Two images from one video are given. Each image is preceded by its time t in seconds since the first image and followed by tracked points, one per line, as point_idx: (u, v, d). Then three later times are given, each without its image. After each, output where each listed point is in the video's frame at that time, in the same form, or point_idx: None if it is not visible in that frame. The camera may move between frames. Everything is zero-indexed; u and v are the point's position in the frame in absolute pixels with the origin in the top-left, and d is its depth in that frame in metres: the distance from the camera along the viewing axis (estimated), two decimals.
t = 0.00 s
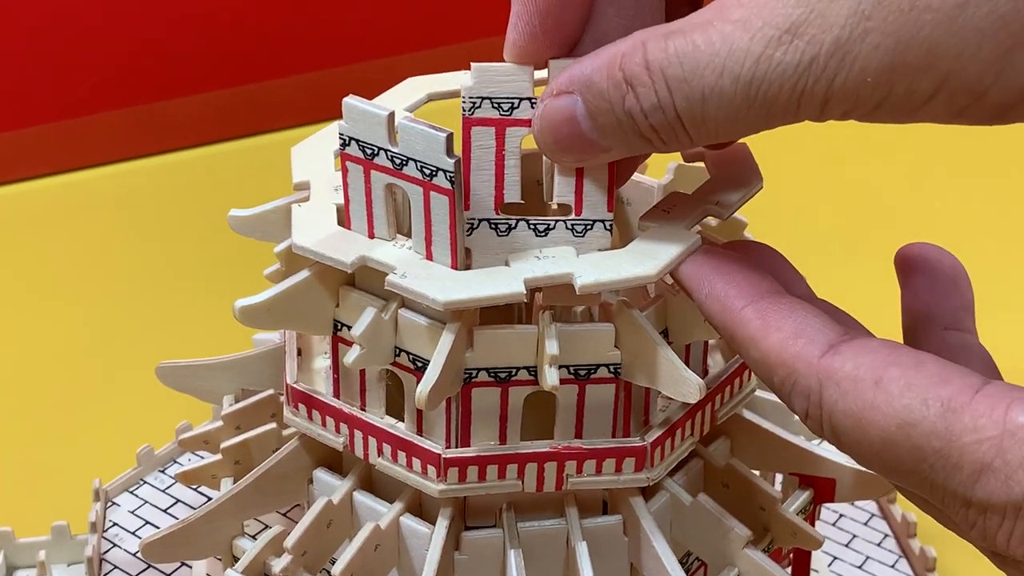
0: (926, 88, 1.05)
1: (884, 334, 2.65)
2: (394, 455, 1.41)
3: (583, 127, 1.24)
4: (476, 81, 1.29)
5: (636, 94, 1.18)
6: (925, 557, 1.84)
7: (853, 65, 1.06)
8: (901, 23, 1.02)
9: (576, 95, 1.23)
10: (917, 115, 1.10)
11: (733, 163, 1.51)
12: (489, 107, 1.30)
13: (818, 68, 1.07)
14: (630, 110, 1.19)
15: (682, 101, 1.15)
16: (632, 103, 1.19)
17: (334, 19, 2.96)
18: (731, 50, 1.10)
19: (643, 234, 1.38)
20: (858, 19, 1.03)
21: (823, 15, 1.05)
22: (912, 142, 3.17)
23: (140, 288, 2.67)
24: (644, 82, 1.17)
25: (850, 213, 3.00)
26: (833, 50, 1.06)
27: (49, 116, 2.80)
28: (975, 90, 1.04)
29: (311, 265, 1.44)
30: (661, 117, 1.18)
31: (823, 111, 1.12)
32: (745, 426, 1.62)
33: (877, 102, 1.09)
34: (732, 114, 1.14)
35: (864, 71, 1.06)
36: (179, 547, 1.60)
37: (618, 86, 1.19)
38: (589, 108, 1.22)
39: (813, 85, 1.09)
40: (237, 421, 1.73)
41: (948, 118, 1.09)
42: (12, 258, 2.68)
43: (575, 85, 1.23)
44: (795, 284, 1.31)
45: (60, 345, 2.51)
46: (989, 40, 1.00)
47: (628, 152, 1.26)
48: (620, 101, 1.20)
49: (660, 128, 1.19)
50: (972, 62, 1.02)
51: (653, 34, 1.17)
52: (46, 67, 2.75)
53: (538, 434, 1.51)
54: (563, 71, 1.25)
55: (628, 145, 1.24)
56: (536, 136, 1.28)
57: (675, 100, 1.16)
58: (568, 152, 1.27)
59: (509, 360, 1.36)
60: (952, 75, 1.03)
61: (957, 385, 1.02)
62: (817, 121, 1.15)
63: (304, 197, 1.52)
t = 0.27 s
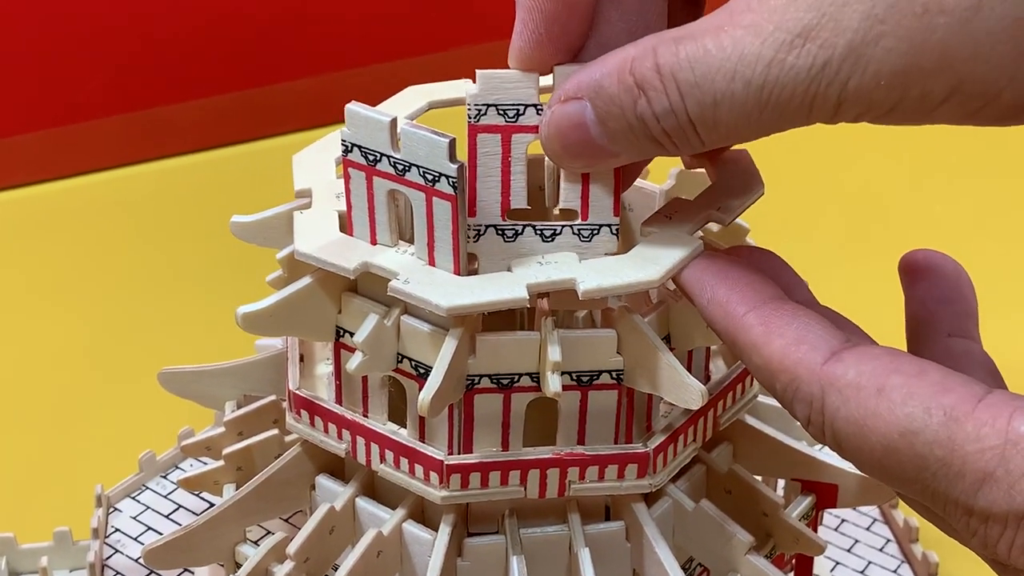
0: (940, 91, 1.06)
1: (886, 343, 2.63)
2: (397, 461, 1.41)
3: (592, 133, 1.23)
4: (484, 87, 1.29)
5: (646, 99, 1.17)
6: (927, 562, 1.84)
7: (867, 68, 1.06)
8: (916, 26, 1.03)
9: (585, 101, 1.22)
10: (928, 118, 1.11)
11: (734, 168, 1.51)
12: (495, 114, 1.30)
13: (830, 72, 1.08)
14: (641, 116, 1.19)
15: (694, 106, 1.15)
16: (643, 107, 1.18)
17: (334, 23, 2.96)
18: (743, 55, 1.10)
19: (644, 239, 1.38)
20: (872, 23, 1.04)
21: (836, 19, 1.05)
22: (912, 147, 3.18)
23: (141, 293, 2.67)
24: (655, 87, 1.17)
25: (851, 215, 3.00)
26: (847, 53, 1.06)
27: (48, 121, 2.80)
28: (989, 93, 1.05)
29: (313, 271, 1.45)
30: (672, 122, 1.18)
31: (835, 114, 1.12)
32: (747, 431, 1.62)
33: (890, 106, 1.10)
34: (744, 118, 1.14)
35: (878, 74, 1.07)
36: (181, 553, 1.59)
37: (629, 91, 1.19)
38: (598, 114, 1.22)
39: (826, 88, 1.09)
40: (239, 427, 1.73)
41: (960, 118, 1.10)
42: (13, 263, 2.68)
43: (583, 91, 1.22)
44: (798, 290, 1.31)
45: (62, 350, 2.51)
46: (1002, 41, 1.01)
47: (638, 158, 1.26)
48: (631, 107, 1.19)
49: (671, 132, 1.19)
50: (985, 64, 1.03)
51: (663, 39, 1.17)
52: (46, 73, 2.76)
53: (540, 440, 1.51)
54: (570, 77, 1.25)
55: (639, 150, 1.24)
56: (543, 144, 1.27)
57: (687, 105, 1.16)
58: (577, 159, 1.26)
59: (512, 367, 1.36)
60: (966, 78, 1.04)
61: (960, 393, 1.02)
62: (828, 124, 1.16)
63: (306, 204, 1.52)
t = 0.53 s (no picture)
0: (948, 65, 1.07)
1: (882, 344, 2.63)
2: (397, 466, 1.42)
3: (596, 129, 1.23)
4: (487, 92, 1.29)
5: (651, 87, 1.18)
6: (926, 566, 1.85)
7: (870, 46, 1.07)
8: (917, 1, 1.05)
9: (589, 97, 1.23)
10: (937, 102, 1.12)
11: (731, 174, 1.51)
12: (497, 120, 1.30)
13: (832, 51, 1.08)
14: (646, 104, 1.19)
15: (697, 92, 1.15)
16: (647, 96, 1.18)
17: (333, 25, 2.97)
18: (744, 39, 1.11)
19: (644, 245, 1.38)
20: None
21: None
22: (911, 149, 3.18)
23: (141, 296, 2.67)
24: (660, 75, 1.17)
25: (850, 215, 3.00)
26: (849, 32, 1.07)
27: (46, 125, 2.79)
28: (998, 65, 1.07)
29: (312, 276, 1.45)
30: (676, 108, 1.17)
31: (840, 98, 1.12)
32: (745, 436, 1.62)
33: (896, 87, 1.11)
34: (747, 103, 1.14)
35: (882, 52, 1.08)
36: (181, 558, 1.59)
37: (633, 81, 1.19)
38: (603, 107, 1.22)
39: (828, 69, 1.09)
40: (239, 431, 1.73)
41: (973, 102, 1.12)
42: (12, 266, 2.68)
43: (588, 87, 1.23)
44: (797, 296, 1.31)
45: (61, 353, 2.51)
46: (1008, 14, 1.04)
47: (642, 155, 1.25)
48: (636, 96, 1.19)
49: (676, 121, 1.19)
50: (992, 36, 1.05)
51: (666, 30, 1.18)
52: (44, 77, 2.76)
53: (539, 445, 1.51)
54: (574, 77, 1.25)
55: (643, 145, 1.23)
56: (548, 146, 1.26)
57: (690, 91, 1.16)
58: (582, 158, 1.25)
59: (511, 372, 1.36)
60: (974, 52, 1.06)
61: (960, 400, 1.03)
62: (834, 113, 1.16)
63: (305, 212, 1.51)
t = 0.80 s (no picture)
0: (938, 36, 1.06)
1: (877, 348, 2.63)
2: (392, 468, 1.42)
3: (594, 121, 1.24)
4: (488, 91, 1.30)
5: (646, 73, 1.19)
6: (921, 568, 1.84)
7: (860, 17, 1.07)
8: None
9: (586, 90, 1.24)
10: (926, 79, 1.11)
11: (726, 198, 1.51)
12: (496, 119, 1.31)
13: (822, 26, 1.08)
14: (640, 89, 1.20)
15: (690, 75, 1.16)
16: (642, 82, 1.19)
17: (332, 28, 2.96)
18: (735, 20, 1.12)
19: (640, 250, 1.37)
20: None
21: None
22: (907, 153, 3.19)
23: (138, 300, 2.67)
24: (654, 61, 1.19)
25: (846, 218, 3.00)
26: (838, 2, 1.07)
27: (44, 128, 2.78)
28: (987, 37, 1.05)
29: (309, 277, 1.45)
30: (670, 92, 1.18)
31: (831, 77, 1.12)
32: (740, 437, 1.63)
33: (886, 63, 1.10)
34: (739, 84, 1.14)
35: (872, 23, 1.07)
36: (176, 561, 1.59)
37: (629, 69, 1.20)
38: (600, 98, 1.23)
39: (820, 42, 1.09)
40: (235, 433, 1.73)
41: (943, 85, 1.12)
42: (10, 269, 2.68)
43: (586, 81, 1.25)
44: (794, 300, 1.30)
45: (58, 356, 2.50)
46: None
47: (639, 147, 1.25)
48: (631, 83, 1.21)
49: (671, 105, 1.19)
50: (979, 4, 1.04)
51: (661, 20, 1.20)
52: (45, 79, 2.74)
53: (534, 447, 1.51)
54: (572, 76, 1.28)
55: (640, 134, 1.24)
56: (545, 143, 1.28)
57: (683, 73, 1.17)
58: (578, 152, 1.26)
59: (507, 373, 1.36)
60: (963, 20, 1.05)
61: (950, 406, 1.03)
62: (830, 94, 1.15)
63: (302, 218, 1.51)
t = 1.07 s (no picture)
0: (943, 51, 1.06)
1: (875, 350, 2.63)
2: (390, 470, 1.41)
3: (591, 131, 1.22)
4: (477, 97, 1.28)
5: (644, 87, 1.16)
6: (920, 568, 1.84)
7: (863, 33, 1.06)
8: None
9: (581, 100, 1.22)
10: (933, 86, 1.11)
11: (728, 173, 1.51)
12: (489, 125, 1.29)
13: (825, 42, 1.07)
14: (638, 104, 1.18)
15: (690, 90, 1.14)
16: (641, 97, 1.17)
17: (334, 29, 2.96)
18: (734, 37, 1.10)
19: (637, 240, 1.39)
20: None
21: None
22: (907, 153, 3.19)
23: (135, 301, 2.66)
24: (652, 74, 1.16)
25: (846, 219, 3.00)
26: (840, 21, 1.06)
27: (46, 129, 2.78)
28: (994, 48, 1.06)
29: (306, 280, 1.44)
30: (669, 108, 1.16)
31: (834, 91, 1.12)
32: (739, 439, 1.62)
33: (890, 75, 1.10)
34: (740, 100, 1.13)
35: (875, 40, 1.06)
36: (175, 563, 1.59)
37: (625, 82, 1.18)
38: (596, 110, 1.21)
39: (822, 59, 1.08)
40: (233, 435, 1.73)
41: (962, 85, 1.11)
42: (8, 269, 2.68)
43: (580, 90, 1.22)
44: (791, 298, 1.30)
45: (56, 357, 2.50)
46: None
47: (636, 155, 1.24)
48: (628, 97, 1.18)
49: (670, 120, 1.18)
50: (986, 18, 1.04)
51: (657, 28, 1.16)
52: (45, 79, 2.73)
53: (533, 449, 1.51)
54: (566, 82, 1.24)
55: (637, 146, 1.22)
56: (540, 150, 1.26)
57: (682, 88, 1.14)
58: (574, 160, 1.25)
59: (504, 376, 1.36)
60: (968, 35, 1.05)
61: (954, 407, 1.02)
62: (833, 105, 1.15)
63: (301, 218, 1.51)
